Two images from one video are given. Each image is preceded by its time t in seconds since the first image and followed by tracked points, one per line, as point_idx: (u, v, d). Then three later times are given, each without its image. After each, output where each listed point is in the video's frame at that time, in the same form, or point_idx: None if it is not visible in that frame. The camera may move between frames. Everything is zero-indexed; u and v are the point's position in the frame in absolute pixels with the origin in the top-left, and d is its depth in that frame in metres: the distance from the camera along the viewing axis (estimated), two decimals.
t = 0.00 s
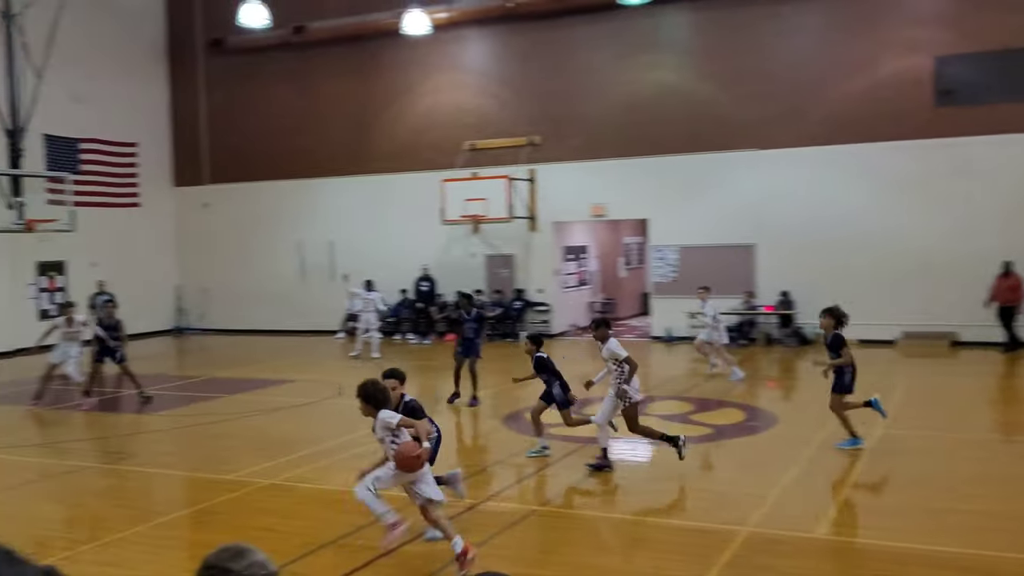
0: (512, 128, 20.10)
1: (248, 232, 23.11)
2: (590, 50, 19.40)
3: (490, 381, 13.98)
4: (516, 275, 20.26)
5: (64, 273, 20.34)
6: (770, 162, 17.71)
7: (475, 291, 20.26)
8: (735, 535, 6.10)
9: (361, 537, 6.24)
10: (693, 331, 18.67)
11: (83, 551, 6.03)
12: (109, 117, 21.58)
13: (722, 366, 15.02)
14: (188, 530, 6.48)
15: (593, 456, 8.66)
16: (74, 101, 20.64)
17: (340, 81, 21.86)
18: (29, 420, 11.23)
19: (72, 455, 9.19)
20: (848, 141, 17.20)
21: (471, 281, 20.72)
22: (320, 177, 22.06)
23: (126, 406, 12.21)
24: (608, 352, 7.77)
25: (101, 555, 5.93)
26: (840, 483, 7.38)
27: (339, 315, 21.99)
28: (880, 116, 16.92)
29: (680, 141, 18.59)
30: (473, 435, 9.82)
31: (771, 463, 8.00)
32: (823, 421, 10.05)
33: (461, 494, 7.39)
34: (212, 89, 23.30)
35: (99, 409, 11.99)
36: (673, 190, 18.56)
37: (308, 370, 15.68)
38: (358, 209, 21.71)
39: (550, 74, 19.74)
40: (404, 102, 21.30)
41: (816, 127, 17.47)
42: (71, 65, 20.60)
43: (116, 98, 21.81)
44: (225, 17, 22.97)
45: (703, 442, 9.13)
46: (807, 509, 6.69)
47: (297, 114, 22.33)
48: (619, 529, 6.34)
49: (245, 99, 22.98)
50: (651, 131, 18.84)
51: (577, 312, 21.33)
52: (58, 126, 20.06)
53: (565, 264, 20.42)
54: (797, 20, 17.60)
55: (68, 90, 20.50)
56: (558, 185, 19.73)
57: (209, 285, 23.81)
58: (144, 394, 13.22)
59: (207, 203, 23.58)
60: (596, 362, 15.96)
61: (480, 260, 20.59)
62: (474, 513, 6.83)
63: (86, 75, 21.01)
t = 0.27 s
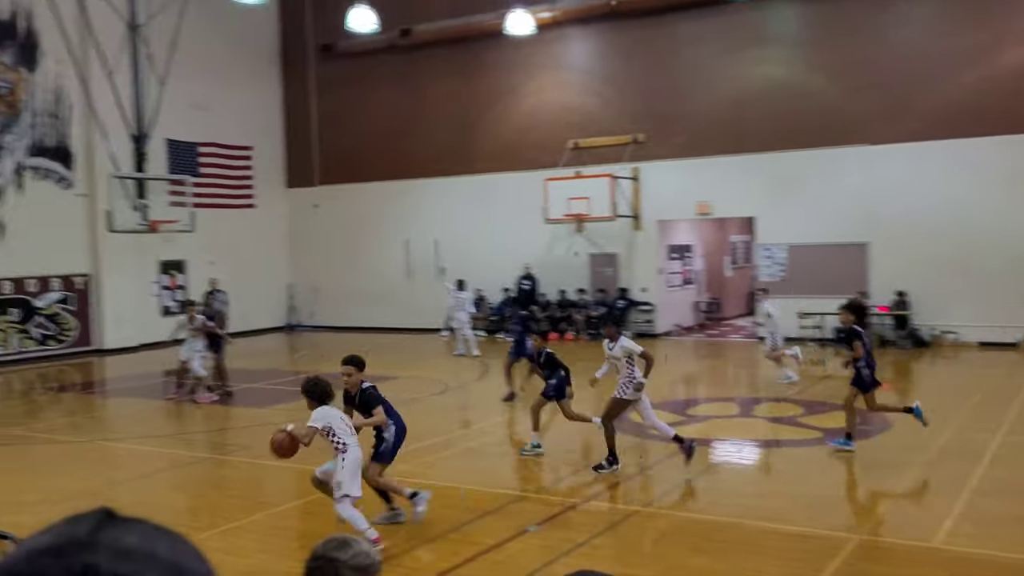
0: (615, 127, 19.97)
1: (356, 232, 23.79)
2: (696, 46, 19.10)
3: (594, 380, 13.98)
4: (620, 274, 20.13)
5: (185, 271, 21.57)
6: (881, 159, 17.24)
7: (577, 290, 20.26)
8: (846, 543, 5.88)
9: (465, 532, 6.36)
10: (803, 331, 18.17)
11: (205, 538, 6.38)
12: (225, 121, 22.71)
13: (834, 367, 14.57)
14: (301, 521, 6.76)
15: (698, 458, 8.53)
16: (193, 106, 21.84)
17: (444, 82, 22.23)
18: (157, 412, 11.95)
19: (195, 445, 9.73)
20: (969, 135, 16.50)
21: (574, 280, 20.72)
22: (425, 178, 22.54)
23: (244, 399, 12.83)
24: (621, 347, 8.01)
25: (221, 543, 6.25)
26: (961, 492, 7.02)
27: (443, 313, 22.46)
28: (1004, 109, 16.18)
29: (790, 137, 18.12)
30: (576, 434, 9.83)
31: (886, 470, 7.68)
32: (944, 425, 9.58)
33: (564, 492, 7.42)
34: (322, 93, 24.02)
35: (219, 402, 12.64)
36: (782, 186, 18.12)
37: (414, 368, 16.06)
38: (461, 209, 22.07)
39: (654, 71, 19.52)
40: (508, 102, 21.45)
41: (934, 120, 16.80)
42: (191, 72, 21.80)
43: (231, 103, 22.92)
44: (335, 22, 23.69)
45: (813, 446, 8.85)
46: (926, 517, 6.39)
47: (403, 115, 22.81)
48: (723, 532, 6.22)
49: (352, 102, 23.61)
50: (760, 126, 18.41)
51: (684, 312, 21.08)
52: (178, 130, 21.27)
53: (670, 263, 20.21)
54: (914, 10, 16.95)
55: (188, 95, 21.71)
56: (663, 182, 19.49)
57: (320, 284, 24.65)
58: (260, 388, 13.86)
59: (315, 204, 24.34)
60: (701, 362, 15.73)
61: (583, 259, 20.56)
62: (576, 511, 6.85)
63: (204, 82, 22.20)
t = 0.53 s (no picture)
0: (722, 124, 19.60)
1: (460, 232, 24.18)
2: (807, 40, 18.52)
3: (697, 381, 13.76)
4: (726, 274, 19.73)
5: (297, 270, 22.45)
6: (1009, 152, 16.26)
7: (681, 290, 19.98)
8: (967, 555, 5.61)
9: (567, 532, 6.40)
10: (919, 333, 17.35)
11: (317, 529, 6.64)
12: (335, 124, 23.50)
13: (955, 371, 13.84)
14: (407, 515, 6.95)
15: (807, 462, 8.29)
16: (305, 110, 22.69)
17: (548, 81, 22.30)
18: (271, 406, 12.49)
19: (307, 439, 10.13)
20: None
21: (679, 279, 20.41)
22: (529, 177, 22.70)
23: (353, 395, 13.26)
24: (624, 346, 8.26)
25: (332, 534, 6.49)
26: None
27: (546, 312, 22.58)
28: None
29: (908, 131, 17.33)
30: (679, 436, 9.71)
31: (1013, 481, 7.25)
32: None
33: (668, 494, 7.36)
34: (428, 94, 24.49)
35: (329, 397, 13.10)
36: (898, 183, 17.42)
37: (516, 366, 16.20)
38: (564, 209, 22.14)
39: (763, 67, 19.03)
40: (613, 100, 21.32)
41: None
42: (303, 78, 22.65)
43: (342, 106, 23.68)
44: (441, 25, 24.10)
45: (931, 452, 8.45)
46: None
47: (508, 115, 23.00)
48: (833, 538, 6.04)
49: (456, 105, 23.99)
50: (875, 120, 17.68)
51: (792, 312, 20.48)
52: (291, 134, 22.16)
53: (778, 262, 19.68)
54: None
55: (301, 100, 22.58)
56: (772, 179, 18.96)
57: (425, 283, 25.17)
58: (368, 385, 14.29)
59: (421, 205, 24.85)
60: (811, 364, 15.21)
61: (688, 258, 20.26)
62: (679, 513, 6.78)
63: (315, 87, 23.02)
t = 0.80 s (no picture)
0: (790, 121, 19.21)
1: (524, 232, 24.28)
2: (879, 34, 17.99)
3: (763, 382, 13.54)
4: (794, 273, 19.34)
5: (363, 270, 22.88)
6: None
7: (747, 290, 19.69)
8: None
9: (631, 533, 6.39)
10: (997, 336, 16.87)
11: (380, 526, 6.75)
12: (400, 126, 23.85)
13: None
14: (469, 514, 7.02)
15: (879, 467, 8.09)
16: (371, 112, 23.07)
17: (612, 80, 22.18)
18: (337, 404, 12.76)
19: (372, 437, 10.32)
20: None
21: (746, 279, 20.10)
22: (593, 177, 22.66)
23: (416, 394, 13.44)
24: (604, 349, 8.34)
25: (395, 531, 6.57)
26: None
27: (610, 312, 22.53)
28: None
29: (986, 126, 16.70)
30: (744, 438, 9.58)
31: None
32: None
33: (734, 497, 7.28)
34: (492, 95, 24.62)
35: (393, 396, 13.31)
36: (976, 180, 16.84)
37: (579, 366, 16.19)
38: (628, 208, 22.06)
39: (833, 62, 18.57)
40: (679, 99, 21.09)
41: None
42: (368, 81, 23.04)
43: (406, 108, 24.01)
44: (504, 26, 24.18)
45: (1010, 459, 8.16)
46: None
47: (572, 115, 22.96)
48: (905, 546, 5.89)
49: (520, 106, 24.06)
50: (951, 115, 17.08)
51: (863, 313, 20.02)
52: (358, 136, 22.58)
53: (849, 262, 19.29)
54: None
55: (367, 102, 22.97)
56: (842, 177, 18.56)
57: (489, 282, 25.34)
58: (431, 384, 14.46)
59: (485, 205, 25.04)
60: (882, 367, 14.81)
61: (755, 257, 19.95)
62: (746, 517, 6.70)
63: (381, 89, 23.38)
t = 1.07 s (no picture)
0: (843, 119, 18.85)
1: (572, 233, 24.29)
2: (936, 28, 17.54)
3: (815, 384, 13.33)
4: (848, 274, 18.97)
5: (413, 271, 23.13)
6: None
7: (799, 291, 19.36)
8: None
9: (681, 535, 6.37)
10: None
11: (430, 525, 6.83)
12: (449, 127, 24.05)
13: None
14: (518, 514, 7.06)
15: (936, 471, 7.92)
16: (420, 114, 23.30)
17: (662, 80, 22.03)
18: (387, 404, 12.93)
19: (421, 437, 10.43)
20: None
21: (799, 280, 19.78)
22: (642, 177, 22.55)
23: (465, 394, 13.55)
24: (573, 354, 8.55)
25: (444, 531, 6.64)
26: None
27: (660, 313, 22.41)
28: None
29: None
30: (796, 440, 9.46)
31: None
32: None
33: (787, 500, 7.19)
34: (541, 95, 24.66)
35: (442, 396, 13.44)
36: None
37: (627, 367, 16.13)
38: (677, 208, 21.91)
39: (888, 58, 18.16)
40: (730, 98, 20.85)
41: None
42: (417, 83, 23.27)
43: (455, 110, 24.18)
44: (552, 27, 24.16)
45: None
46: None
47: (621, 115, 22.88)
48: (964, 551, 5.76)
49: (568, 107, 24.04)
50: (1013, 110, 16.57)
51: (920, 314, 19.57)
52: (408, 138, 22.83)
53: (905, 262, 18.86)
54: None
55: (416, 104, 23.21)
56: (898, 176, 18.14)
57: (537, 282, 25.39)
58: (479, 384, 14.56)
59: (534, 206, 25.06)
60: (939, 368, 14.46)
61: (808, 257, 19.60)
62: (799, 520, 6.62)
63: (430, 91, 23.59)
